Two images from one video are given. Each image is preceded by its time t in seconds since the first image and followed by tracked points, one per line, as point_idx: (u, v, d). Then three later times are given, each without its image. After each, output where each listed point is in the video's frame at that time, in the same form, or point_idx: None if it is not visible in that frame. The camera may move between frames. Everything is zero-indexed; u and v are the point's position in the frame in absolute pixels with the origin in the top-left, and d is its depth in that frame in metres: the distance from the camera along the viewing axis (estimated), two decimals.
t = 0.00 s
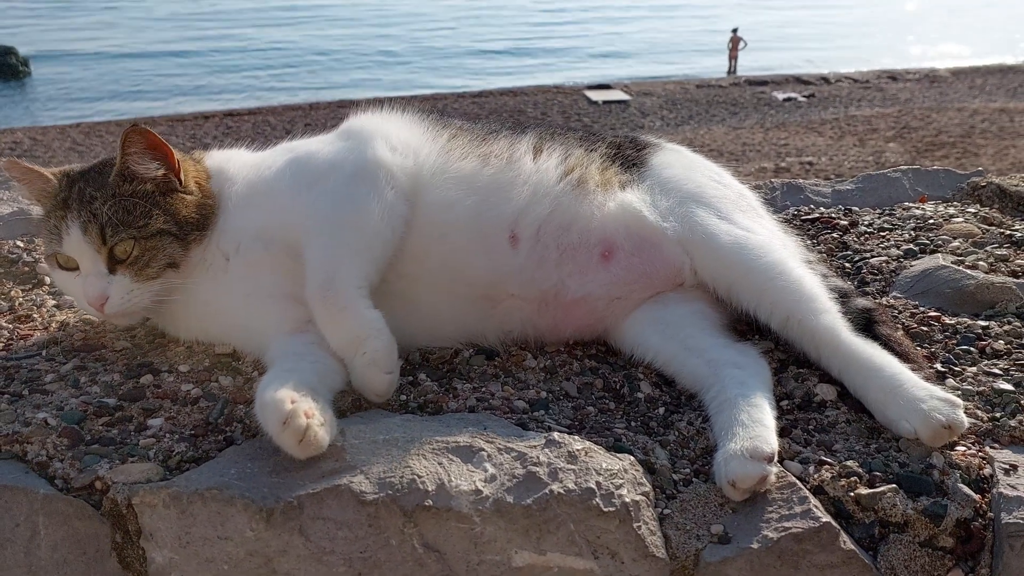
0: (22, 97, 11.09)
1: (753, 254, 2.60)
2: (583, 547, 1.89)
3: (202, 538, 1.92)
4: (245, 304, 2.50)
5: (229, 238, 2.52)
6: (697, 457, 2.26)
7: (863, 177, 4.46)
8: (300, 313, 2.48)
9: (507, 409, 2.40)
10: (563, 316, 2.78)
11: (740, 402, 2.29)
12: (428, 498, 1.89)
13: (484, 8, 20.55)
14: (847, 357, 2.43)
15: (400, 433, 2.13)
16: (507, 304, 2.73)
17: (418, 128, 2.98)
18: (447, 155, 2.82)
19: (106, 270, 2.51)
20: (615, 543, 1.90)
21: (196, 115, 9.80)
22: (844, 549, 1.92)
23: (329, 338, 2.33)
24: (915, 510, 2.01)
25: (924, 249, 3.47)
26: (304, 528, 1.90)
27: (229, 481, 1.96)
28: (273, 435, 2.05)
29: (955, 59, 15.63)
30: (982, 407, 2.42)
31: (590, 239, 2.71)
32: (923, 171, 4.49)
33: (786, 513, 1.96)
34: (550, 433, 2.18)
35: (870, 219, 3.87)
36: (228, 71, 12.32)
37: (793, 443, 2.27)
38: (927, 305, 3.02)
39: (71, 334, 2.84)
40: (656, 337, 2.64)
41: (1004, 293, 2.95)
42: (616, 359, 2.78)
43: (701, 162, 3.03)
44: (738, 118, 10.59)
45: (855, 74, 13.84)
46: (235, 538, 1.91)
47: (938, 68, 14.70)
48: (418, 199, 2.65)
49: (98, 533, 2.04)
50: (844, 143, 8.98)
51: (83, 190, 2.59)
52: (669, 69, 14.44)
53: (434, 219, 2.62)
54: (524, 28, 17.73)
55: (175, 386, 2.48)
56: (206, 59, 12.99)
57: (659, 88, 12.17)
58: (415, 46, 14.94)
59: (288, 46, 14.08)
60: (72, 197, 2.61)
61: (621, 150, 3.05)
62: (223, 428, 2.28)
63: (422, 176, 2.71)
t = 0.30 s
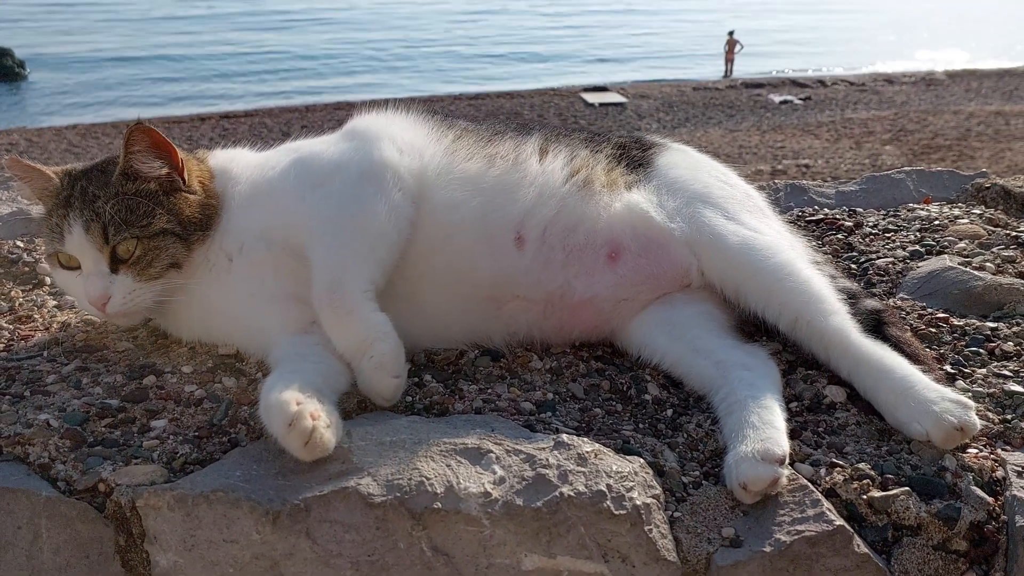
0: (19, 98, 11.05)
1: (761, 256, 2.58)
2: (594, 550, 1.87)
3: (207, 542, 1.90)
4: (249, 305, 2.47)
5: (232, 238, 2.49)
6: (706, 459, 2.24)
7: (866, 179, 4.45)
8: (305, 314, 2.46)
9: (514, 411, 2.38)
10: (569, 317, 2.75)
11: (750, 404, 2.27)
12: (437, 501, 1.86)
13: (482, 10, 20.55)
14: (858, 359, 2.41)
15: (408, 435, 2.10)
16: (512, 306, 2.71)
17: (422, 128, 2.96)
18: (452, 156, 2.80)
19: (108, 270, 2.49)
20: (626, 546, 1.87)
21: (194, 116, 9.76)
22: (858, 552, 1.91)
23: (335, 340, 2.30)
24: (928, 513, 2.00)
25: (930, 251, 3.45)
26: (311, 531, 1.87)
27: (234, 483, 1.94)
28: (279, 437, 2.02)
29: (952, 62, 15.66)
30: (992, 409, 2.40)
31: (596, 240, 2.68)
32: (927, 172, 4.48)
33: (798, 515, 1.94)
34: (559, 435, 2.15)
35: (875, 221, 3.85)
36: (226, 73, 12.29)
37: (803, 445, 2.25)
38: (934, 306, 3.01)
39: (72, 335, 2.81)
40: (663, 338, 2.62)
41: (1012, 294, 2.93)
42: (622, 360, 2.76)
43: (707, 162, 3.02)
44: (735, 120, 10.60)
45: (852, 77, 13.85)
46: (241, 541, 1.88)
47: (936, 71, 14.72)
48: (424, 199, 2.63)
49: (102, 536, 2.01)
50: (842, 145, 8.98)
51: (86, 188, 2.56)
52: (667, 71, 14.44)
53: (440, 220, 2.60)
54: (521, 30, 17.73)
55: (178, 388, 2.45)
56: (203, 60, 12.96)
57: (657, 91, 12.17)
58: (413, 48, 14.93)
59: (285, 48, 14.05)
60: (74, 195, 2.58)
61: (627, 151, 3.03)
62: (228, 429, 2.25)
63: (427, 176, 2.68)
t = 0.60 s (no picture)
0: (17, 103, 11.04)
1: (768, 256, 2.57)
2: (602, 552, 1.85)
3: (210, 543, 1.87)
4: (252, 306, 2.45)
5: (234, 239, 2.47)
6: (714, 460, 2.22)
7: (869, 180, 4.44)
8: (309, 315, 2.44)
9: (519, 412, 2.36)
10: (575, 318, 2.73)
11: (758, 404, 2.25)
12: (443, 501, 1.84)
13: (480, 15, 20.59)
14: (867, 360, 2.39)
15: (413, 435, 2.08)
16: (518, 307, 2.69)
17: (425, 128, 2.94)
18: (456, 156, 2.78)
19: (109, 271, 2.47)
20: (634, 547, 1.85)
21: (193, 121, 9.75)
22: (869, 553, 1.89)
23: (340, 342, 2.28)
24: (940, 514, 1.98)
25: (935, 252, 3.44)
26: (315, 532, 1.85)
27: (238, 484, 1.91)
28: (282, 438, 2.00)
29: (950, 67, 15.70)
30: (1001, 409, 2.38)
31: (602, 240, 2.67)
32: (930, 173, 4.47)
33: (808, 516, 1.92)
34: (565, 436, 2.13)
35: (879, 222, 3.84)
36: (225, 78, 12.29)
37: (811, 446, 2.23)
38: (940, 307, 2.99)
39: (73, 336, 2.79)
40: (669, 338, 2.60)
41: (1018, 294, 2.92)
42: (628, 361, 2.74)
43: (711, 162, 3.00)
44: (734, 124, 10.60)
45: (851, 81, 13.87)
46: (245, 542, 1.86)
47: (934, 75, 14.76)
48: (428, 199, 2.61)
49: (103, 539, 1.99)
50: (841, 149, 8.98)
51: (87, 188, 2.55)
52: (666, 75, 14.46)
53: (445, 220, 2.58)
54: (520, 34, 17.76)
55: (180, 389, 2.43)
56: (202, 65, 12.95)
57: (656, 95, 12.18)
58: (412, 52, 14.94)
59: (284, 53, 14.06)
60: (75, 196, 2.57)
61: (631, 151, 3.02)
62: (231, 431, 2.23)
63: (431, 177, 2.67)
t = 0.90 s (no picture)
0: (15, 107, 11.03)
1: (773, 257, 2.57)
2: (609, 552, 1.84)
3: (216, 544, 1.87)
4: (258, 308, 2.45)
5: (240, 240, 2.47)
6: (720, 461, 2.22)
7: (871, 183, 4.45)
8: (315, 316, 2.43)
9: (524, 413, 2.36)
10: (580, 319, 2.74)
11: (764, 405, 2.25)
12: (450, 502, 1.84)
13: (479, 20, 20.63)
14: (872, 362, 2.40)
15: (420, 436, 2.08)
16: (523, 308, 2.69)
17: (430, 129, 2.94)
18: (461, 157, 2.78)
19: (114, 272, 2.47)
20: (641, 548, 1.85)
21: (191, 125, 9.75)
22: (876, 553, 1.89)
23: (345, 344, 2.28)
24: (946, 514, 1.98)
25: (937, 254, 3.45)
26: (322, 533, 1.85)
27: (244, 485, 1.91)
28: (288, 439, 2.00)
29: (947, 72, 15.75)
30: (1005, 410, 2.39)
31: (607, 241, 2.67)
32: (931, 176, 4.48)
33: (815, 517, 1.92)
34: (571, 436, 2.13)
35: (881, 224, 3.85)
36: (223, 82, 12.30)
37: (817, 447, 2.23)
38: (943, 309, 3.00)
39: (77, 337, 2.79)
40: (674, 339, 2.60)
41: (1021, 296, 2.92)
42: (632, 362, 2.74)
43: (716, 163, 3.01)
44: (732, 129, 10.62)
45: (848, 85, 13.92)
46: (252, 543, 1.85)
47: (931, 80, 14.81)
48: (433, 200, 2.61)
49: (109, 539, 1.98)
50: (839, 153, 9.01)
51: (92, 189, 2.54)
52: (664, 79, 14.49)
53: (450, 221, 2.58)
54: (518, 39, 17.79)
55: (185, 390, 2.43)
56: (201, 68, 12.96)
57: (654, 99, 12.20)
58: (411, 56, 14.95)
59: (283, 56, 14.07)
60: (79, 197, 2.56)
61: (635, 152, 3.02)
62: (236, 432, 2.23)
63: (436, 178, 2.67)
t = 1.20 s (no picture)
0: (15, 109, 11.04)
1: (776, 259, 2.56)
2: (613, 555, 1.84)
3: (218, 548, 1.86)
4: (259, 309, 2.44)
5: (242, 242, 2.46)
6: (724, 463, 2.21)
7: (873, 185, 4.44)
8: (317, 318, 2.43)
9: (527, 415, 2.35)
10: (582, 321, 2.73)
11: (767, 407, 2.24)
12: (454, 505, 1.83)
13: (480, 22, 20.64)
14: (876, 364, 2.39)
15: (423, 438, 2.07)
16: (525, 310, 2.68)
17: (432, 131, 2.94)
18: (463, 159, 2.78)
19: (115, 273, 2.46)
20: (645, 551, 1.84)
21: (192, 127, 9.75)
22: (881, 557, 1.89)
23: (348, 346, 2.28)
24: (950, 517, 1.97)
25: (940, 256, 3.44)
26: (324, 536, 1.84)
27: (246, 488, 1.90)
28: (290, 442, 1.99)
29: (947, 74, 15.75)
30: (1010, 412, 2.38)
31: (610, 243, 2.66)
32: (933, 178, 4.47)
33: (819, 520, 1.91)
34: (574, 439, 2.12)
35: (884, 226, 3.84)
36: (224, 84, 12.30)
37: (821, 450, 2.22)
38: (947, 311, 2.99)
39: (78, 339, 2.78)
40: (678, 341, 2.60)
41: None
42: (635, 364, 2.73)
43: (719, 165, 3.00)
44: (733, 131, 10.61)
45: (848, 88, 13.92)
46: (254, 546, 1.84)
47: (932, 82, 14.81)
48: (435, 202, 2.60)
49: (110, 543, 1.98)
50: (839, 156, 9.00)
51: (94, 190, 2.54)
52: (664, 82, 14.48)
53: (453, 223, 2.58)
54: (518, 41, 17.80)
55: (186, 392, 2.42)
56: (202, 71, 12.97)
57: (654, 102, 12.19)
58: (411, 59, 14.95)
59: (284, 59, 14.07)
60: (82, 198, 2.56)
61: (638, 154, 3.01)
62: (238, 434, 2.22)
63: (438, 179, 2.66)
